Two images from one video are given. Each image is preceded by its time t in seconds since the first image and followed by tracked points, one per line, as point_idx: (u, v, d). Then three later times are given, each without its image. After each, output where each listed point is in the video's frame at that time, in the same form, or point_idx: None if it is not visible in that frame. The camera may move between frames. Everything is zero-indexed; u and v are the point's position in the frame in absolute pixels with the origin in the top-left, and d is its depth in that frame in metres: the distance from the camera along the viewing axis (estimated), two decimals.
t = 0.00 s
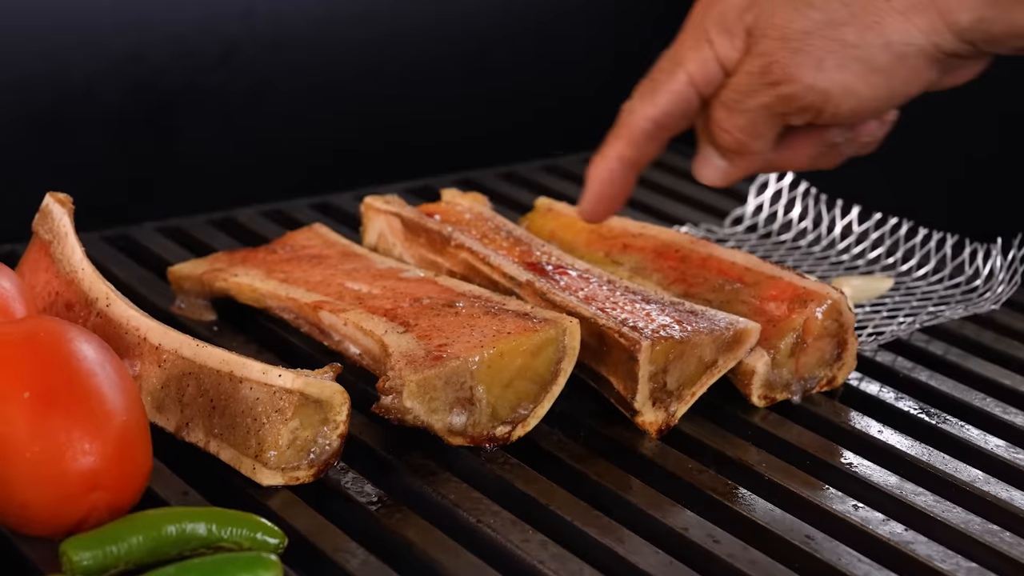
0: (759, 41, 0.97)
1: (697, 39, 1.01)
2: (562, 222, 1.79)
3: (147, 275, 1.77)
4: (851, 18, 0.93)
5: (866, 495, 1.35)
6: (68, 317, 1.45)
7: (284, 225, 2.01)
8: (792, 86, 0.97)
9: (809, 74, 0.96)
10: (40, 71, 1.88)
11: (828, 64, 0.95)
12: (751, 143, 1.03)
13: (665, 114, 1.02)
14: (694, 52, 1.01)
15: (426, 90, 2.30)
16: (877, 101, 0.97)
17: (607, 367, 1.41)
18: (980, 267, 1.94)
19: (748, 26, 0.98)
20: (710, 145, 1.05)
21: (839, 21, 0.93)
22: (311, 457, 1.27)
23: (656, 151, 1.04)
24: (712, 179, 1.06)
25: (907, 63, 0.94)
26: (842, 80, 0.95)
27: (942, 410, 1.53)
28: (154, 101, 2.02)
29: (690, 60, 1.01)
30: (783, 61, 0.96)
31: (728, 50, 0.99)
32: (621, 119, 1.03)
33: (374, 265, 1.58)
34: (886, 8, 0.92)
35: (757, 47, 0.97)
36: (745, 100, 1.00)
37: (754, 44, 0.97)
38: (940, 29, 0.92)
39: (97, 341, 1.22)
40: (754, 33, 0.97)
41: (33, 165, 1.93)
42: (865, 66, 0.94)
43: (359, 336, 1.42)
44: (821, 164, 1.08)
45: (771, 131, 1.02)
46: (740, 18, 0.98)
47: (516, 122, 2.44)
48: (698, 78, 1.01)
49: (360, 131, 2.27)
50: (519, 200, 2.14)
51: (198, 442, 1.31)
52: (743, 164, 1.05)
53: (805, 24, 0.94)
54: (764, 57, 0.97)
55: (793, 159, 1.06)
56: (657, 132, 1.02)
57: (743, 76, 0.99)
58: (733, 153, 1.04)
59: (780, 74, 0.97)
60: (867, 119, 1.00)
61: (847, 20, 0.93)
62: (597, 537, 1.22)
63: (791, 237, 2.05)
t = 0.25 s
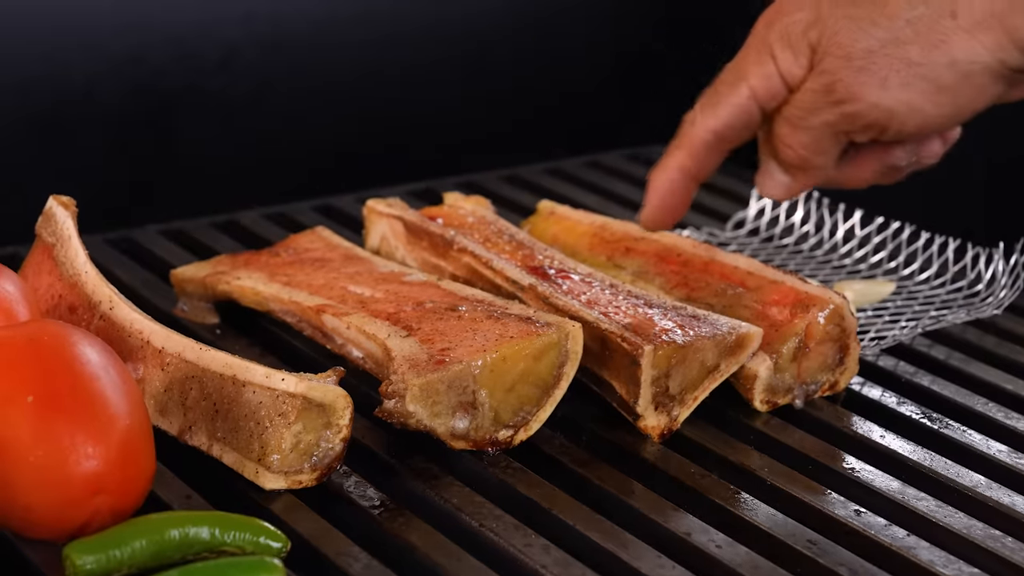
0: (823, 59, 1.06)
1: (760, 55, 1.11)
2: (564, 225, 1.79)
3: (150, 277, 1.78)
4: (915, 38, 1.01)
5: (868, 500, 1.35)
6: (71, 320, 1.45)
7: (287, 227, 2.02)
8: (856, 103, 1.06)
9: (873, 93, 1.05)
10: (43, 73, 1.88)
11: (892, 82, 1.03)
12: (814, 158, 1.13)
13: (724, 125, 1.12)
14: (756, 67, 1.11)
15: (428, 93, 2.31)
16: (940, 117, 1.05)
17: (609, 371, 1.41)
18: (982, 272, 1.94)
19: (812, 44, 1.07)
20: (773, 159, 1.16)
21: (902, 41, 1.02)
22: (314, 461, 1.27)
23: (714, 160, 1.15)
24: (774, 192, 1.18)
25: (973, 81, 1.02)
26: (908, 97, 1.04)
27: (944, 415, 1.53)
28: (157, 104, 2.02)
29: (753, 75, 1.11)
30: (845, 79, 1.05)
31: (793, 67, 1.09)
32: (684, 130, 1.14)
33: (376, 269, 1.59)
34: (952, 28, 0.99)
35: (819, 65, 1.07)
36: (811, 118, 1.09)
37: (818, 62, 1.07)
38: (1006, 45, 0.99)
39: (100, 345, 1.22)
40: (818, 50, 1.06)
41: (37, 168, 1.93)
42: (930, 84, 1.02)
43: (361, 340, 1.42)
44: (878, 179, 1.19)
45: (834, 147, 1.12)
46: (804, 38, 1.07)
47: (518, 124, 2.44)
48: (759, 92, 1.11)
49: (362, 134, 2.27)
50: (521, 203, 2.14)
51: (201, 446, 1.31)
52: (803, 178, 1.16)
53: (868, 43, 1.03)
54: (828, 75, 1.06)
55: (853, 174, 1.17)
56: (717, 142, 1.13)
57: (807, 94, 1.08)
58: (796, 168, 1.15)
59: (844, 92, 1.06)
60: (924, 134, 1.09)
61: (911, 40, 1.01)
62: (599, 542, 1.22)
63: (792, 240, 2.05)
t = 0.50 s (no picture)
0: (886, 69, 1.24)
1: (818, 65, 1.30)
2: (565, 229, 1.79)
3: (150, 280, 1.78)
4: (976, 45, 1.22)
5: (868, 504, 1.35)
6: (73, 323, 1.45)
7: (287, 230, 2.02)
8: (920, 113, 1.24)
9: (937, 102, 1.23)
10: (46, 77, 1.88)
11: (955, 91, 1.23)
12: (875, 164, 1.32)
13: (779, 127, 1.32)
14: (815, 75, 1.29)
15: (430, 96, 2.31)
16: (1000, 123, 1.27)
17: (610, 376, 1.41)
18: (982, 277, 1.94)
19: (874, 52, 1.26)
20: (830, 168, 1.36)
21: (966, 48, 1.22)
22: (315, 465, 1.27)
23: (764, 162, 1.36)
24: (830, 198, 1.37)
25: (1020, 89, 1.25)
26: (965, 101, 1.23)
27: (944, 419, 1.54)
28: (159, 107, 2.02)
29: (810, 81, 1.30)
30: (908, 88, 1.23)
31: (855, 77, 1.27)
32: (738, 134, 1.35)
33: (378, 272, 1.59)
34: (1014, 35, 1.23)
35: (882, 73, 1.25)
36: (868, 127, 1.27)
37: (879, 71, 1.25)
38: None
39: (103, 349, 1.22)
40: (879, 59, 1.25)
41: (39, 171, 1.93)
42: (993, 91, 1.24)
43: (362, 343, 1.42)
44: (932, 186, 1.42)
45: (894, 153, 1.30)
46: (868, 47, 1.26)
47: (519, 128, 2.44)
48: (817, 98, 1.30)
49: (364, 137, 2.27)
50: (523, 207, 2.14)
51: (202, 449, 1.31)
52: (858, 185, 1.35)
53: (931, 51, 1.22)
54: (891, 83, 1.24)
55: (906, 181, 1.39)
56: (768, 145, 1.34)
57: (869, 102, 1.26)
58: (854, 175, 1.34)
59: (906, 101, 1.24)
60: (981, 139, 1.29)
61: (975, 48, 1.23)
62: (600, 546, 1.22)
63: (793, 244, 2.05)
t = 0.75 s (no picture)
0: (839, 82, 1.20)
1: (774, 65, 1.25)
2: (566, 234, 1.79)
3: (152, 284, 1.78)
4: (932, 66, 1.15)
5: (869, 510, 1.35)
6: (74, 328, 1.45)
7: (288, 235, 2.02)
8: (868, 128, 1.19)
9: (885, 121, 1.18)
10: (47, 82, 1.89)
11: (905, 111, 1.17)
12: (827, 175, 1.26)
13: (731, 116, 1.26)
14: (772, 74, 1.24)
15: (431, 101, 2.31)
16: (953, 147, 1.20)
17: (610, 381, 1.41)
18: (982, 282, 1.95)
19: (831, 64, 1.21)
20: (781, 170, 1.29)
21: (921, 70, 1.16)
22: (316, 470, 1.27)
23: (705, 150, 1.28)
24: (778, 203, 1.30)
25: (984, 114, 1.17)
26: (916, 122, 1.17)
27: (944, 425, 1.54)
28: (161, 112, 2.02)
29: (767, 78, 1.25)
30: (860, 104, 1.18)
31: (809, 86, 1.23)
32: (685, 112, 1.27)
33: (378, 277, 1.59)
34: (973, 58, 1.14)
35: (837, 88, 1.20)
36: (822, 139, 1.22)
37: (834, 84, 1.20)
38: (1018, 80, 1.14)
39: (103, 354, 1.22)
40: (835, 71, 1.20)
41: (40, 176, 1.94)
42: (943, 114, 1.17)
43: (363, 348, 1.42)
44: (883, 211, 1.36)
45: (846, 167, 1.25)
46: (824, 57, 1.21)
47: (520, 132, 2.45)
48: (768, 97, 1.25)
49: (365, 142, 2.27)
50: (524, 211, 2.14)
51: (203, 454, 1.31)
52: (810, 193, 1.28)
53: (885, 70, 1.17)
54: (841, 99, 1.19)
55: (857, 200, 1.32)
56: (713, 133, 1.27)
57: (821, 114, 1.21)
58: (806, 183, 1.27)
59: (856, 118, 1.18)
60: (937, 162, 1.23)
61: (931, 69, 1.15)
62: (601, 551, 1.22)
63: (794, 249, 2.06)
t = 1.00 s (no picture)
0: (788, 44, 1.25)
1: (728, 24, 1.35)
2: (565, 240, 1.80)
3: (151, 290, 1.78)
4: (875, 31, 1.20)
5: (867, 517, 1.35)
6: (73, 334, 1.45)
7: (287, 240, 2.02)
8: (813, 90, 1.24)
9: (829, 83, 1.23)
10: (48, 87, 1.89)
11: (847, 73, 1.22)
12: (776, 133, 1.32)
13: (683, 72, 1.40)
14: (725, 31, 1.35)
15: (430, 107, 2.32)
16: (894, 110, 1.25)
17: (609, 387, 1.42)
18: (981, 288, 1.95)
19: (779, 25, 1.28)
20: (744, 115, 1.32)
21: (865, 33, 1.20)
22: (315, 476, 1.27)
23: (662, 101, 1.43)
24: (730, 157, 1.36)
25: (927, 77, 1.21)
26: (863, 85, 1.23)
27: (943, 432, 1.54)
28: (161, 117, 2.03)
29: (718, 34, 1.36)
30: (805, 65, 1.23)
31: (759, 47, 1.33)
32: (644, 70, 1.43)
33: (378, 283, 1.59)
34: (915, 23, 1.19)
35: (786, 48, 1.25)
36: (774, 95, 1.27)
37: (783, 43, 1.26)
38: (967, 45, 1.18)
39: (103, 360, 1.22)
40: (784, 31, 1.27)
41: (40, 181, 1.94)
42: (885, 78, 1.22)
43: (362, 354, 1.43)
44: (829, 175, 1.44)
45: (794, 126, 1.31)
46: (774, 20, 1.29)
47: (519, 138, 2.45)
48: (721, 53, 1.36)
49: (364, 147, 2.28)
50: (523, 217, 2.15)
51: (202, 460, 1.32)
52: (759, 149, 1.35)
53: (829, 32, 1.21)
54: (789, 59, 1.24)
55: (801, 159, 1.40)
56: (670, 88, 1.42)
57: (772, 73, 1.27)
58: (756, 138, 1.33)
59: (801, 78, 1.24)
60: (880, 124, 1.28)
61: (876, 32, 1.20)
62: (599, 557, 1.22)
63: (793, 255, 2.06)
